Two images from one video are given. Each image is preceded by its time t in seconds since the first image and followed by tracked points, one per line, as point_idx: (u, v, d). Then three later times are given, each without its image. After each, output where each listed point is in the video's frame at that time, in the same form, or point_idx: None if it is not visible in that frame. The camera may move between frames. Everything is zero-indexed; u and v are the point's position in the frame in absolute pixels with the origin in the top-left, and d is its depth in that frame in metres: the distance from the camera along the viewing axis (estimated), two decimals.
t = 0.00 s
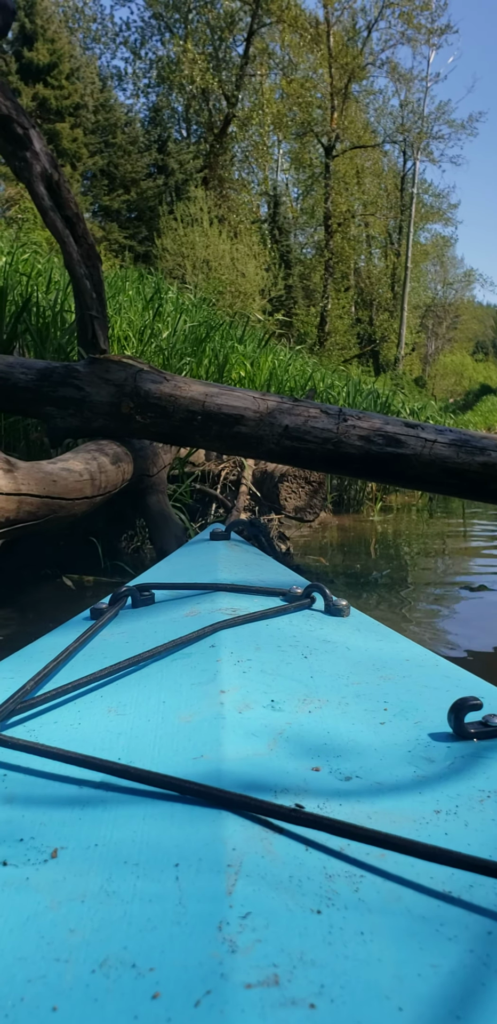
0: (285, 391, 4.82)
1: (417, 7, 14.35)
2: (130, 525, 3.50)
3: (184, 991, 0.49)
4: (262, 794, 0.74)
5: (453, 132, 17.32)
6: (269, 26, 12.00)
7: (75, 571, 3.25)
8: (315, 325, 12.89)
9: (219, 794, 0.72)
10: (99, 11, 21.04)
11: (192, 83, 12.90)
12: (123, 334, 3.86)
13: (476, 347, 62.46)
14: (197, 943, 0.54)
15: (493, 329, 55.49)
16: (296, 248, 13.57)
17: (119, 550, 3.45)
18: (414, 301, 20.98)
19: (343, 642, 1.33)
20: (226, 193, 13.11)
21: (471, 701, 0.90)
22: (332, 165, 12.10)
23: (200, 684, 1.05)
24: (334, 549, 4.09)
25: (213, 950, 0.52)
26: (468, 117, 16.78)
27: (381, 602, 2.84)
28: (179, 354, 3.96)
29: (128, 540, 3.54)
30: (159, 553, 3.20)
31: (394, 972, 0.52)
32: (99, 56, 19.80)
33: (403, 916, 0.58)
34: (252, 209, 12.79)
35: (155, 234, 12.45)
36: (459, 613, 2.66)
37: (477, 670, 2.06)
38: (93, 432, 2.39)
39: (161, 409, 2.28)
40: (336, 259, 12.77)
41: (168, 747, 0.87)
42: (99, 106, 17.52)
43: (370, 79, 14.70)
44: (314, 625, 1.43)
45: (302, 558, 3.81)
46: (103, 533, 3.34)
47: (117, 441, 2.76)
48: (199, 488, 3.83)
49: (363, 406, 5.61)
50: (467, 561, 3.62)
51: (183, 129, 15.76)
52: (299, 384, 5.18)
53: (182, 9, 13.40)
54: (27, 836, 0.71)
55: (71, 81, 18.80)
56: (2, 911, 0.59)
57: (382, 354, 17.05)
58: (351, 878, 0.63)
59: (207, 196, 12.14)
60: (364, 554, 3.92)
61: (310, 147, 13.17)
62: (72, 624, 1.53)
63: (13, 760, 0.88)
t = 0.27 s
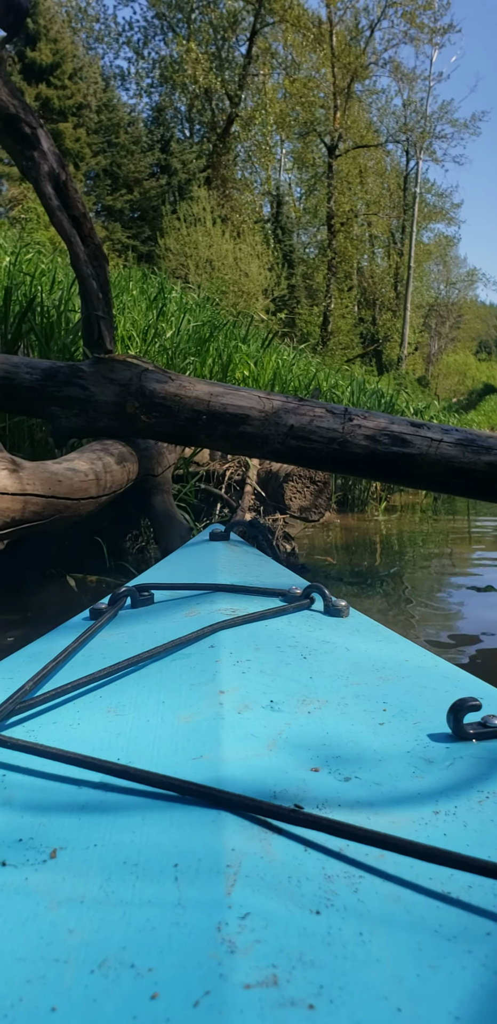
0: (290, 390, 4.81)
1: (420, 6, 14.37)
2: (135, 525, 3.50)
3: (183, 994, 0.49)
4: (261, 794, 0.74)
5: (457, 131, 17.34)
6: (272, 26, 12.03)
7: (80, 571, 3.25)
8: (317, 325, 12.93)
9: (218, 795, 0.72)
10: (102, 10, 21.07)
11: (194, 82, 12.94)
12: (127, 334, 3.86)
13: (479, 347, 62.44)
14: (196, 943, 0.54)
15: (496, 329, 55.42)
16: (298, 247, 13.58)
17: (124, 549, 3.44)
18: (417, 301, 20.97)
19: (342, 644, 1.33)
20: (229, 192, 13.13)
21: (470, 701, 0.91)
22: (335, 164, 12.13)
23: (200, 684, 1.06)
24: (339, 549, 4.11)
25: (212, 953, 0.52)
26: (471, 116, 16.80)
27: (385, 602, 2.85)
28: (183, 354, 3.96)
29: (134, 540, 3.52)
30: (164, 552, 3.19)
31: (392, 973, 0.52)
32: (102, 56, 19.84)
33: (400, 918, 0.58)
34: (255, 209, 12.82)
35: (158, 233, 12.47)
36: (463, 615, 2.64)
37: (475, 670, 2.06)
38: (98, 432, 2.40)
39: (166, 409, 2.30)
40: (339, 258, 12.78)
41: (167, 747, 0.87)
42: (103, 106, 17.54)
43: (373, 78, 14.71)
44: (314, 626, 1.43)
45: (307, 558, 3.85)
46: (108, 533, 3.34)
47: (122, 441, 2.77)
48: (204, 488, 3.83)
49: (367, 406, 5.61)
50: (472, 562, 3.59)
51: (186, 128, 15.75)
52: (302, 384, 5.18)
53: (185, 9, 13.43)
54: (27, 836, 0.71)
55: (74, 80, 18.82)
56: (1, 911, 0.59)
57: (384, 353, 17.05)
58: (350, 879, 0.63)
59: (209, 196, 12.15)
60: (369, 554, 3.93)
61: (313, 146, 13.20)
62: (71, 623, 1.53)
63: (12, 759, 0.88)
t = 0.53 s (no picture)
0: (294, 390, 4.83)
1: (423, 7, 14.43)
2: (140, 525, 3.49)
3: (182, 993, 0.49)
4: (259, 793, 0.74)
5: (459, 131, 17.39)
6: (275, 27, 12.07)
7: (86, 572, 3.26)
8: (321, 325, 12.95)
9: (218, 795, 0.72)
10: (105, 10, 21.14)
11: (198, 83, 13.00)
12: (131, 335, 3.88)
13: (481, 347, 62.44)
14: (195, 943, 0.53)
15: None
16: (301, 248, 13.61)
17: (129, 551, 3.45)
18: (420, 301, 21.00)
19: (342, 642, 1.33)
20: (232, 192, 13.17)
21: (469, 700, 0.90)
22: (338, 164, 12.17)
23: (200, 684, 1.05)
24: (343, 549, 4.14)
25: (211, 952, 0.52)
26: (474, 116, 16.85)
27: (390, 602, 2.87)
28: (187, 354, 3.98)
29: (137, 541, 3.52)
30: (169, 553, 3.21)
31: (392, 973, 0.52)
32: (105, 57, 19.90)
33: (400, 916, 0.58)
34: (258, 209, 12.86)
35: (162, 233, 12.51)
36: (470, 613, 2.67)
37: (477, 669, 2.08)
38: (103, 432, 2.49)
39: (171, 409, 2.38)
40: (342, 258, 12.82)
41: (166, 747, 0.87)
42: (105, 107, 17.60)
43: (376, 79, 14.77)
44: (313, 624, 1.43)
45: (313, 558, 3.87)
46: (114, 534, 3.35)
47: (128, 442, 2.77)
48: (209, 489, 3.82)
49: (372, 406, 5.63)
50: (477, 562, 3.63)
51: (188, 129, 15.80)
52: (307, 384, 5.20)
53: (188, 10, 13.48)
54: (26, 835, 0.71)
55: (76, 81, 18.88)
56: None
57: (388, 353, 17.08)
58: (350, 878, 0.63)
59: (213, 196, 12.19)
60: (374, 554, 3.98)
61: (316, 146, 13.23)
62: (71, 622, 1.53)
63: (12, 759, 0.88)
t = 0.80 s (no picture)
0: (297, 391, 4.83)
1: (427, 7, 14.40)
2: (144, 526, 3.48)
3: (182, 992, 0.49)
4: (257, 791, 0.74)
5: (463, 131, 17.38)
6: (279, 26, 12.05)
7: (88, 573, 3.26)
8: (324, 325, 12.84)
9: (217, 795, 0.72)
10: (109, 11, 21.19)
11: (201, 83, 12.99)
12: (135, 336, 3.89)
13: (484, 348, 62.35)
14: (195, 942, 0.53)
15: None
16: (305, 248, 13.59)
17: (133, 551, 3.45)
18: (424, 301, 20.97)
19: (342, 641, 1.33)
20: (235, 193, 13.16)
21: (468, 700, 0.90)
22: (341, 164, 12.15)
23: (199, 682, 1.05)
24: (347, 549, 4.18)
25: (210, 950, 0.52)
26: (478, 117, 16.83)
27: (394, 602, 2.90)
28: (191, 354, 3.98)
29: (142, 541, 3.52)
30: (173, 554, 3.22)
31: (390, 973, 0.52)
32: (109, 58, 19.92)
33: (400, 915, 0.58)
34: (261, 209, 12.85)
35: (165, 234, 12.50)
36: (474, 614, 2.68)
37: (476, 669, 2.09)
38: (107, 433, 2.49)
39: (176, 409, 2.38)
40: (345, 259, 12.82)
41: (164, 746, 0.87)
42: (108, 107, 17.60)
43: (380, 79, 14.75)
44: (311, 624, 1.43)
45: (317, 559, 3.90)
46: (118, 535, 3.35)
47: (133, 443, 2.78)
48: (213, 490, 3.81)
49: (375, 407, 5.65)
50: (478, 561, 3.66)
51: (192, 129, 15.79)
52: (310, 384, 5.20)
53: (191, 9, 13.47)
54: (25, 835, 0.70)
55: (80, 81, 18.91)
56: None
57: (391, 353, 17.06)
58: (348, 877, 0.63)
59: (216, 196, 12.19)
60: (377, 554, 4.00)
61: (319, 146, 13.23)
62: (70, 620, 1.53)
63: (10, 759, 0.87)
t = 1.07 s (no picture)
0: (301, 390, 4.83)
1: (430, 6, 14.38)
2: (148, 526, 3.49)
3: (184, 991, 0.49)
4: (260, 793, 0.74)
5: (466, 131, 17.37)
6: (282, 26, 12.02)
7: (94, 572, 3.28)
8: (328, 325, 12.78)
9: (219, 795, 0.72)
10: (113, 11, 21.27)
11: (204, 83, 12.99)
12: (139, 335, 3.91)
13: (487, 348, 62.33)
14: (198, 941, 0.54)
15: None
16: (308, 248, 13.58)
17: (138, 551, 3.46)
18: (427, 301, 20.98)
19: (343, 642, 1.33)
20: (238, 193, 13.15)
21: (468, 700, 0.90)
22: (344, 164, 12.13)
23: (200, 683, 1.05)
24: (352, 549, 4.19)
25: (211, 951, 0.52)
26: (481, 116, 16.82)
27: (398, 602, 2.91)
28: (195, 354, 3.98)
29: (147, 541, 3.51)
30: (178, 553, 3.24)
31: (392, 972, 0.52)
32: (113, 58, 19.95)
33: (401, 916, 0.58)
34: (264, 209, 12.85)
35: (168, 234, 12.51)
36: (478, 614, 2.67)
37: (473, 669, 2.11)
38: (113, 433, 2.53)
39: (181, 410, 2.40)
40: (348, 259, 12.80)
41: (166, 746, 0.87)
42: (111, 107, 17.62)
43: (383, 79, 14.74)
44: (313, 625, 1.43)
45: (322, 559, 3.90)
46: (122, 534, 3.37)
47: (137, 442, 2.84)
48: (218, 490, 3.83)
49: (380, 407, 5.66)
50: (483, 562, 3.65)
51: (195, 129, 15.80)
52: (314, 384, 5.20)
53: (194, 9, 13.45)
54: (27, 835, 0.70)
55: (84, 81, 18.98)
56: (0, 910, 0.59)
57: (394, 353, 17.05)
58: (350, 877, 0.63)
59: (219, 196, 12.21)
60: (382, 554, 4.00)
61: (322, 145, 13.23)
62: (71, 621, 1.53)
63: (12, 758, 0.87)
